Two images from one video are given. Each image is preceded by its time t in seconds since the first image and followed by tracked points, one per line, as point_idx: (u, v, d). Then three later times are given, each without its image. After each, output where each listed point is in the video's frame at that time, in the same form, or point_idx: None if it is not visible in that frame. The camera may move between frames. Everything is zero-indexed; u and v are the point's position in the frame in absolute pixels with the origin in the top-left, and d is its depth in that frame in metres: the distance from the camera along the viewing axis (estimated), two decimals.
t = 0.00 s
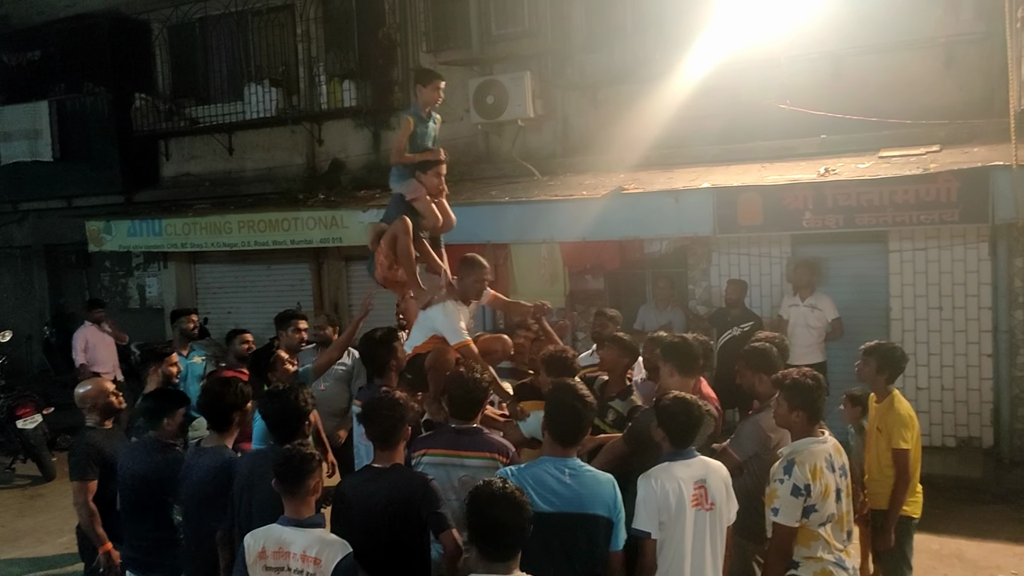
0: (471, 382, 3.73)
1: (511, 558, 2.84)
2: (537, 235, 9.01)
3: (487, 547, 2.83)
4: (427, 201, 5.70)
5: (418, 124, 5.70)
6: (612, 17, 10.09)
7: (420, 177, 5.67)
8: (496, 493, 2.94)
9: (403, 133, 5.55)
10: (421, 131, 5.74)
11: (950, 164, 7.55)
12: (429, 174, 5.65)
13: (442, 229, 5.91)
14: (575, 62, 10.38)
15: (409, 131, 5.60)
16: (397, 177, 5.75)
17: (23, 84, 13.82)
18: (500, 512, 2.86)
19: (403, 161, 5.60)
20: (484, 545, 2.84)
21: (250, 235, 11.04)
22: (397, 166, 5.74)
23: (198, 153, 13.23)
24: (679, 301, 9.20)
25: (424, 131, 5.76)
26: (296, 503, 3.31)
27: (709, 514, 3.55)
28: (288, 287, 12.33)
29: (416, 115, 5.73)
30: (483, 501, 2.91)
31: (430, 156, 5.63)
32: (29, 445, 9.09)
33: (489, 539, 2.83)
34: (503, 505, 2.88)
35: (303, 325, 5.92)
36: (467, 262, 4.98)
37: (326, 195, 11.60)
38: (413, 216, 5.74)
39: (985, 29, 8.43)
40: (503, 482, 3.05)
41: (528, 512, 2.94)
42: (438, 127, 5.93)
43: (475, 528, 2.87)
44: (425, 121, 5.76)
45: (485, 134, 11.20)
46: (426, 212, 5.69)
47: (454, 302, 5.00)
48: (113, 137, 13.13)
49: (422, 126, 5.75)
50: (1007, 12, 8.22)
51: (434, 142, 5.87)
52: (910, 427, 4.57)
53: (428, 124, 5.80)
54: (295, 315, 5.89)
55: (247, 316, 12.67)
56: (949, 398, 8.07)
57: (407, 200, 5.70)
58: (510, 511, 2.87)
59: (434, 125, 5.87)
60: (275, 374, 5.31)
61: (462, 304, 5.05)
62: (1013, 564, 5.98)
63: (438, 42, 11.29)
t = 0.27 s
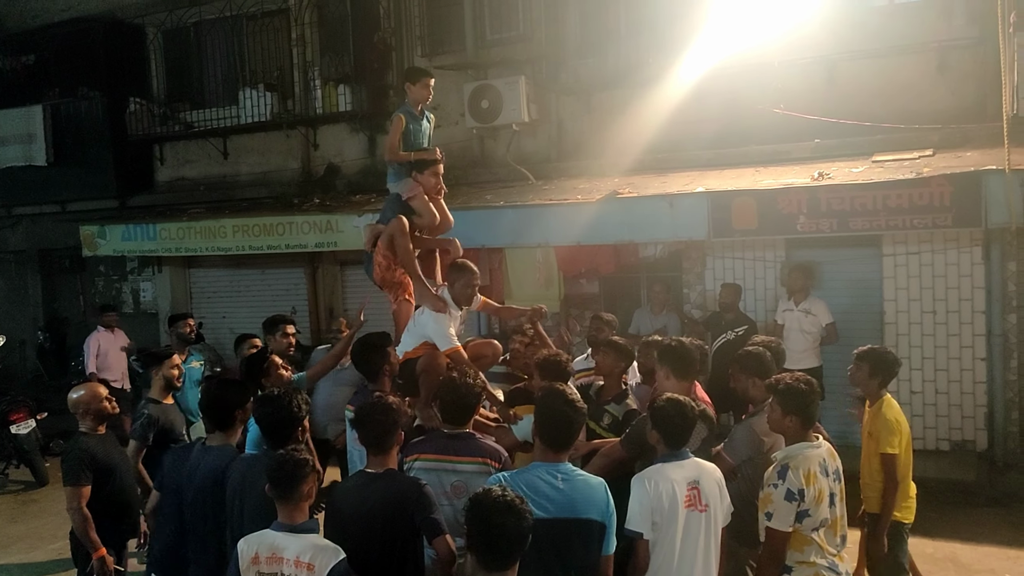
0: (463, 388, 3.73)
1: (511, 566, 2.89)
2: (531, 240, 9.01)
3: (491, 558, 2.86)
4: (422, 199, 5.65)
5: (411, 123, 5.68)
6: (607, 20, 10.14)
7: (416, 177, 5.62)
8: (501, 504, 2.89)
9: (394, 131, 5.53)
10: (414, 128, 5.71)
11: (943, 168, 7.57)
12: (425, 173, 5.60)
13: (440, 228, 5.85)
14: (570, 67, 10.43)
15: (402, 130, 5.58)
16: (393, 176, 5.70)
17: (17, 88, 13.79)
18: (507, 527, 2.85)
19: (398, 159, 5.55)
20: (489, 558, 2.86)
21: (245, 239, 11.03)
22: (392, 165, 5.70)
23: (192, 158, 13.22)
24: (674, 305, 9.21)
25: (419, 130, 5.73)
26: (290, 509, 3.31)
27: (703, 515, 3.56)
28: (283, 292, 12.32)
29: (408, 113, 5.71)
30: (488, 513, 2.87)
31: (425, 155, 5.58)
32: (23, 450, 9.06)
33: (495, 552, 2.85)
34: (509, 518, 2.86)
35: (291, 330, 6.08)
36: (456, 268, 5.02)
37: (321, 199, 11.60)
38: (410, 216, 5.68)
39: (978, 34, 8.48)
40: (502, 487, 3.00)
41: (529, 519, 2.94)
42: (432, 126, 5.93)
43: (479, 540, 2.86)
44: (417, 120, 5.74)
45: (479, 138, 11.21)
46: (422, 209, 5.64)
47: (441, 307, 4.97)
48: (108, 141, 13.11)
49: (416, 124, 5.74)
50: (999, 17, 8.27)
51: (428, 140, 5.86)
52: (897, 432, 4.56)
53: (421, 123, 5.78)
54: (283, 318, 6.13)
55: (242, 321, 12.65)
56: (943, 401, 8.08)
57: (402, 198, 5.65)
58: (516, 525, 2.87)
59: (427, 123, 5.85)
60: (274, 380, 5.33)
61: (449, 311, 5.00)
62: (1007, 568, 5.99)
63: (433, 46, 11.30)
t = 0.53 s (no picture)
0: (455, 393, 3.73)
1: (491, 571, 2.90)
2: (525, 244, 9.02)
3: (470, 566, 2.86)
4: (423, 204, 5.46)
5: (409, 124, 5.50)
6: (599, 25, 10.26)
7: (417, 181, 5.43)
8: (479, 511, 2.90)
9: (394, 133, 5.38)
10: (412, 130, 5.53)
11: (935, 172, 7.61)
12: (425, 178, 5.42)
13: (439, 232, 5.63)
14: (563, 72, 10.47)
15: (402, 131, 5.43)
16: (392, 179, 5.50)
17: (9, 93, 13.76)
18: (486, 533, 2.86)
19: (397, 162, 5.37)
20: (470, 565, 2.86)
21: (239, 244, 11.02)
22: (391, 168, 5.53)
23: (186, 162, 13.20)
24: (668, 310, 9.23)
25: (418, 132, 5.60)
26: (283, 514, 3.30)
27: (684, 515, 3.59)
28: (277, 297, 12.30)
29: (405, 115, 5.55)
30: (466, 521, 2.88)
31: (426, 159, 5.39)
32: (15, 457, 9.03)
33: (476, 558, 2.86)
34: (487, 524, 2.88)
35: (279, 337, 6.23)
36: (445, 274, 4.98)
37: (314, 204, 11.59)
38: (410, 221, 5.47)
39: (968, 39, 8.54)
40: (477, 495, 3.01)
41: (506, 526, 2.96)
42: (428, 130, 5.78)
43: (459, 547, 2.87)
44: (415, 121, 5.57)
45: (473, 143, 11.21)
46: (422, 216, 5.45)
47: (432, 313, 4.94)
48: (101, 146, 13.09)
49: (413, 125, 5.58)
50: (990, 22, 8.33)
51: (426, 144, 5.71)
52: (872, 429, 4.54)
53: (419, 125, 5.66)
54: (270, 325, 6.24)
55: (235, 325, 12.63)
56: (936, 405, 8.11)
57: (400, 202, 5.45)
58: (495, 531, 2.88)
59: (424, 126, 5.71)
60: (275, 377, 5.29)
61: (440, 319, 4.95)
62: (1000, 571, 6.01)
63: (427, 52, 11.34)
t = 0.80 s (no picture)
0: (452, 393, 3.73)
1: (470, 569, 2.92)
2: (523, 245, 9.02)
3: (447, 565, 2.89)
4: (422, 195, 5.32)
5: (408, 121, 5.48)
6: (596, 26, 10.28)
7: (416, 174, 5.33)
8: (456, 510, 2.93)
9: (393, 128, 5.32)
10: (410, 125, 5.50)
11: (931, 172, 7.62)
12: (424, 172, 5.31)
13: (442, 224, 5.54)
14: (561, 73, 10.48)
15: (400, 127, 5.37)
16: (392, 174, 5.43)
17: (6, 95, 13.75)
18: (464, 533, 2.88)
19: (396, 156, 5.30)
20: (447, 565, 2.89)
21: (236, 246, 11.01)
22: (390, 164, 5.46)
23: (183, 164, 13.19)
24: (666, 310, 9.24)
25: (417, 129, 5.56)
26: (281, 515, 3.30)
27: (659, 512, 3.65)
28: (274, 298, 12.30)
29: (404, 111, 5.52)
30: (445, 519, 2.90)
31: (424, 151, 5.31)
32: (12, 459, 9.02)
33: (452, 559, 2.88)
34: (466, 523, 2.90)
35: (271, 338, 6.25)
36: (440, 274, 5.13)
37: (312, 205, 11.58)
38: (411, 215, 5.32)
39: (965, 39, 8.54)
40: (455, 494, 3.03)
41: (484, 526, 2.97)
42: (427, 126, 5.74)
43: (436, 546, 2.89)
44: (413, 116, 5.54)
45: (471, 143, 11.21)
46: (422, 205, 5.31)
47: (429, 312, 4.90)
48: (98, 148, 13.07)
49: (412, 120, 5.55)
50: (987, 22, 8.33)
51: (426, 140, 5.68)
52: (841, 417, 4.66)
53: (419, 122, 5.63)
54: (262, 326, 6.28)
55: (233, 327, 12.63)
56: (933, 405, 8.12)
57: (401, 195, 5.34)
58: (472, 530, 2.90)
59: (423, 124, 5.67)
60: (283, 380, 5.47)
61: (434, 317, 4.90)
62: (997, 570, 6.02)
63: (424, 53, 11.34)
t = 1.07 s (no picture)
0: (450, 395, 3.73)
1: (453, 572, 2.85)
2: (522, 247, 9.02)
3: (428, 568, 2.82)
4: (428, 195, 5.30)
5: (410, 123, 5.49)
6: (595, 27, 10.30)
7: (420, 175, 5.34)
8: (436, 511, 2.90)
9: (396, 131, 5.34)
10: (413, 127, 5.51)
11: (929, 174, 7.62)
12: (428, 174, 5.31)
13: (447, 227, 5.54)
14: (560, 75, 10.48)
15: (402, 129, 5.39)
16: (395, 176, 5.44)
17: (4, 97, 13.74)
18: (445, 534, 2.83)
19: (398, 158, 5.30)
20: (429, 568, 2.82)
21: (235, 248, 11.01)
22: (394, 166, 5.47)
23: (181, 166, 13.19)
24: (664, 312, 9.25)
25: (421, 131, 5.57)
26: (280, 518, 3.30)
27: (642, 512, 3.71)
28: (273, 300, 12.29)
29: (407, 112, 5.54)
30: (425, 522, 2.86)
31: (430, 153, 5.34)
32: (10, 462, 9.00)
33: (434, 562, 2.82)
34: (445, 524, 2.84)
35: (269, 341, 6.28)
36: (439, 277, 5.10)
37: (310, 207, 11.59)
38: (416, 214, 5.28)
39: (964, 40, 8.54)
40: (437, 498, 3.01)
41: (467, 529, 2.94)
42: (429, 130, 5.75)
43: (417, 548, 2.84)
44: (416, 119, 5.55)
45: (470, 145, 11.20)
46: (428, 205, 5.26)
47: (428, 315, 4.92)
48: (96, 150, 13.06)
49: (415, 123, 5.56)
50: (985, 24, 8.34)
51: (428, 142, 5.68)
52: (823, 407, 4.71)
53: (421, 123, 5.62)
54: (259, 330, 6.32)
55: (231, 329, 12.62)
56: (931, 406, 8.12)
57: (409, 196, 5.32)
58: (452, 532, 2.84)
59: (425, 124, 5.67)
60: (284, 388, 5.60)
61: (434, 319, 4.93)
62: (995, 571, 6.02)
63: (423, 54, 11.35)
